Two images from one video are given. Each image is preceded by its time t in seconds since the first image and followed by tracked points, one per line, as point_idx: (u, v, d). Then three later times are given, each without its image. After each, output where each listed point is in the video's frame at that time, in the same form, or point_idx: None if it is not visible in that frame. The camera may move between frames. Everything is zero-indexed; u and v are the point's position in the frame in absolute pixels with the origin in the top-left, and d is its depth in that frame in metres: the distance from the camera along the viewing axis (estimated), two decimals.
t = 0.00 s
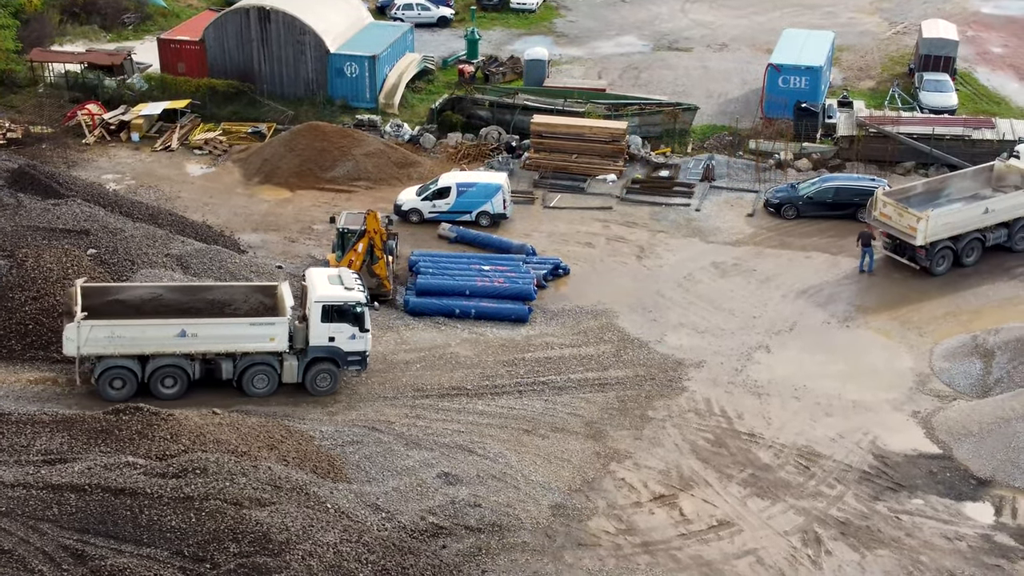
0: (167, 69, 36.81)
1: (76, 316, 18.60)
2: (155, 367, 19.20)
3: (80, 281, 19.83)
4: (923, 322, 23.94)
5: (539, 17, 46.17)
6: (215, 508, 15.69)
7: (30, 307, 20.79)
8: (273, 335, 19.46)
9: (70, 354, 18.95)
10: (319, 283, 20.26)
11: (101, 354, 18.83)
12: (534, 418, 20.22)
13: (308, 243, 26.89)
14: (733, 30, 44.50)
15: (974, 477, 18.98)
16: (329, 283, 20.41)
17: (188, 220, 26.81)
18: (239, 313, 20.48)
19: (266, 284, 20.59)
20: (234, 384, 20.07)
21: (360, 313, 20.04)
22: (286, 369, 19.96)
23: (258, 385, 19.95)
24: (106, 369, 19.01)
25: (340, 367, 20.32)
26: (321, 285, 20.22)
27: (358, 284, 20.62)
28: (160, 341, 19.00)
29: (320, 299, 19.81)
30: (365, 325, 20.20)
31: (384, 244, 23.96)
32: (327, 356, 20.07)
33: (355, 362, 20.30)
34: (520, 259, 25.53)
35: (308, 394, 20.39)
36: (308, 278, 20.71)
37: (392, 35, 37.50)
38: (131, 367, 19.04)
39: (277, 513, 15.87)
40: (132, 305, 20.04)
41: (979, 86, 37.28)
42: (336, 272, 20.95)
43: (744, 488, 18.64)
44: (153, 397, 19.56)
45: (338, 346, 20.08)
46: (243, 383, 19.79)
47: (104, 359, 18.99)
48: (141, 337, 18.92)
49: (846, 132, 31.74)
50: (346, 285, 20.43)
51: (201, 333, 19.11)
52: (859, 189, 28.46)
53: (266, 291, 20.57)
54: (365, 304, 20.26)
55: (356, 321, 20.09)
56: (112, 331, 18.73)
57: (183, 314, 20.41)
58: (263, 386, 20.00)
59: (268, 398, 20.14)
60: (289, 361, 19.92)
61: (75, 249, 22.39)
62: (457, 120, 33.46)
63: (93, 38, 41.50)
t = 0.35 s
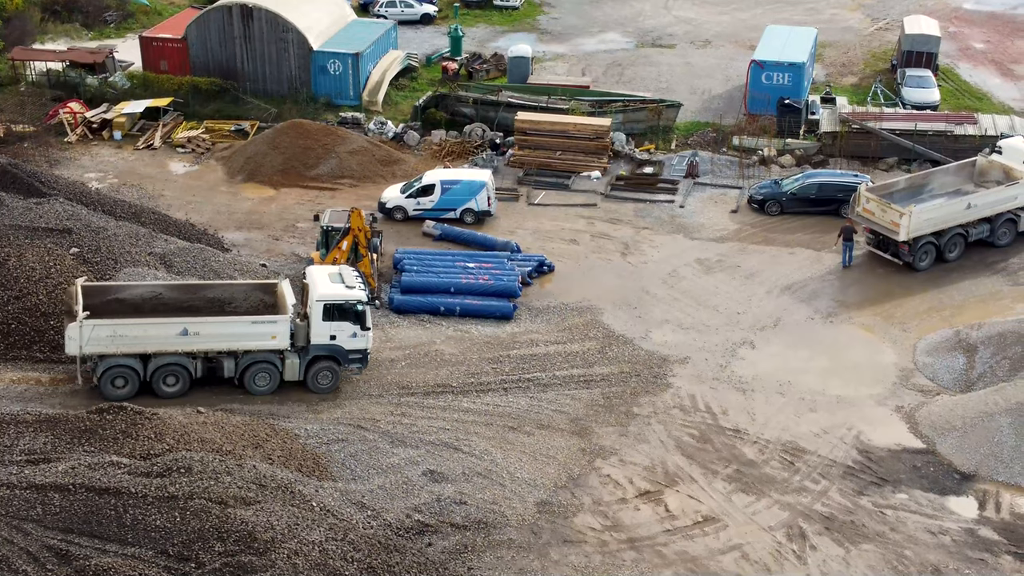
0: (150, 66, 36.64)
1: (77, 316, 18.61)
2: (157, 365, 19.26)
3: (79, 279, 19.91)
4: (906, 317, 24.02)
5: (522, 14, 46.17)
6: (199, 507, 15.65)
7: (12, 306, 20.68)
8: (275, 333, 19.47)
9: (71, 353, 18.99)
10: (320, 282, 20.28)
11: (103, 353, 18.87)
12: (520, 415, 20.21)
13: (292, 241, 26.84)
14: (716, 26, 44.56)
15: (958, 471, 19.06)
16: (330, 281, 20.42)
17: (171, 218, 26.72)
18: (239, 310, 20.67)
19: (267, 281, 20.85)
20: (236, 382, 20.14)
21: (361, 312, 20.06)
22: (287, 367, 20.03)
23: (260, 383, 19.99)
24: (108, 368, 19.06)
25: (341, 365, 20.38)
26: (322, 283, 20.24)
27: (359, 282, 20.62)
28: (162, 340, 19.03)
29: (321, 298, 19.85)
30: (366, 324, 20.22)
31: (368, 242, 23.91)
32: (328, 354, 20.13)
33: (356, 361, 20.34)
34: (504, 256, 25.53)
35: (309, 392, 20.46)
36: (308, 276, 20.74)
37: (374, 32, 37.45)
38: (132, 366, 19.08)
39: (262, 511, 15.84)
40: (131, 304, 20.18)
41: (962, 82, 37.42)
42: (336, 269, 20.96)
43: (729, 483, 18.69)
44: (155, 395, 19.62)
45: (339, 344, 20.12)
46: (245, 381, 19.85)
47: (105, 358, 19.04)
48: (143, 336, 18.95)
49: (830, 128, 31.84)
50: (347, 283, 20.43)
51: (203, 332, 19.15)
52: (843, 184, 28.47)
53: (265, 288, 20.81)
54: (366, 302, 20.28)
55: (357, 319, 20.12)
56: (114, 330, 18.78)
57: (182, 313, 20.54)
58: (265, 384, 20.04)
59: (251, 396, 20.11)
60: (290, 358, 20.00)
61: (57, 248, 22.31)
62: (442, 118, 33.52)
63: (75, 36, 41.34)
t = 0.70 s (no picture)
0: (138, 64, 36.57)
1: (86, 313, 18.72)
2: (165, 362, 19.36)
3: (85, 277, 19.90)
4: (895, 313, 24.08)
5: (512, 11, 46.17)
6: (189, 505, 15.60)
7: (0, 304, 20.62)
8: (282, 329, 19.64)
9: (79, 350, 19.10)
10: (327, 279, 20.34)
11: (112, 350, 18.98)
12: (510, 412, 20.22)
13: (282, 239, 26.81)
14: (706, 24, 44.61)
15: (947, 467, 19.12)
16: (337, 278, 20.51)
17: (161, 216, 26.67)
18: (245, 308, 20.72)
19: (272, 279, 20.90)
20: (244, 379, 20.22)
21: (368, 308, 20.10)
22: (295, 364, 20.07)
23: (268, 379, 20.07)
24: (117, 365, 19.18)
25: (348, 361, 20.42)
26: (329, 280, 20.32)
27: (365, 279, 20.72)
28: (171, 337, 19.14)
29: (328, 294, 19.91)
30: (372, 320, 20.26)
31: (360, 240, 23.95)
32: (335, 351, 20.15)
33: (363, 357, 20.37)
34: (494, 254, 25.52)
35: (316, 388, 20.48)
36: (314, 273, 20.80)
37: (364, 29, 37.41)
38: (141, 363, 19.21)
39: (252, 509, 15.81)
40: (137, 302, 20.27)
41: (950, 78, 37.51)
42: (342, 266, 21.01)
43: (720, 480, 18.72)
44: (164, 392, 19.73)
45: (346, 340, 20.15)
46: (253, 379, 19.94)
47: (114, 355, 19.15)
48: (151, 334, 19.06)
49: (819, 126, 32.14)
50: (353, 280, 20.50)
51: (211, 329, 19.27)
52: (831, 180, 28.61)
53: (271, 285, 20.90)
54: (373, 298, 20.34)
55: (365, 315, 20.15)
56: (122, 328, 18.88)
57: (189, 310, 20.61)
58: (273, 381, 20.12)
59: (241, 394, 20.09)
60: (297, 355, 20.03)
61: (46, 246, 22.28)
62: (431, 115, 33.36)
63: (63, 34, 41.24)
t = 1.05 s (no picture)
0: (133, 63, 36.54)
1: (100, 311, 18.85)
2: (178, 360, 19.49)
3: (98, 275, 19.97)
4: (891, 311, 24.11)
5: (507, 9, 46.17)
6: (185, 503, 15.59)
7: None
8: (295, 326, 19.81)
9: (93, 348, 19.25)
10: (339, 276, 20.45)
11: (126, 348, 19.14)
12: (506, 409, 20.23)
13: (278, 237, 26.81)
14: (701, 21, 44.62)
15: (943, 464, 19.15)
16: (348, 274, 20.62)
17: (156, 214, 26.64)
18: (256, 304, 20.88)
19: (284, 276, 21.01)
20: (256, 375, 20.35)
21: (379, 305, 20.26)
22: (307, 360, 20.21)
23: (280, 376, 20.19)
24: (130, 363, 19.33)
25: (360, 358, 20.57)
26: (341, 277, 20.44)
27: (376, 275, 20.82)
28: (184, 335, 19.30)
29: (340, 291, 20.01)
30: (384, 317, 20.41)
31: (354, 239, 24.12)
32: (347, 347, 20.29)
33: (375, 353, 20.52)
34: (490, 251, 25.52)
35: (327, 384, 20.62)
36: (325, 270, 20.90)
37: (359, 27, 37.38)
38: (154, 360, 19.35)
39: (248, 507, 15.80)
40: (150, 299, 20.39)
41: (945, 76, 37.54)
42: (353, 263, 21.15)
43: (715, 477, 18.73)
44: (177, 390, 19.85)
45: (358, 336, 20.30)
46: (265, 375, 20.06)
47: (128, 353, 19.30)
48: (165, 331, 19.22)
49: (813, 122, 31.89)
50: (365, 276, 20.62)
51: (225, 326, 19.44)
52: (826, 178, 28.64)
53: (283, 282, 21.03)
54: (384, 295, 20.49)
55: (376, 312, 20.30)
56: (136, 326, 19.02)
57: (201, 307, 20.76)
58: (285, 377, 20.23)
59: (236, 392, 20.09)
60: (309, 352, 20.18)
61: (41, 244, 22.32)
62: (427, 113, 33.29)
63: (58, 32, 41.18)
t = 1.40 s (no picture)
0: (132, 61, 36.55)
1: (117, 309, 18.91)
2: (196, 357, 19.53)
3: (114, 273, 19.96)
4: (889, 309, 24.11)
5: (506, 8, 46.15)
6: (184, 502, 15.59)
7: None
8: (311, 323, 19.92)
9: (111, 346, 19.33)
10: (353, 272, 20.51)
11: (144, 346, 19.22)
12: (505, 408, 20.22)
13: (276, 235, 26.82)
14: (700, 20, 44.60)
15: (942, 462, 19.15)
16: (363, 271, 20.66)
17: (155, 213, 26.64)
18: (270, 302, 20.96)
19: (298, 273, 21.03)
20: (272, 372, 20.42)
21: (394, 301, 20.34)
22: (323, 357, 20.30)
23: (296, 372, 20.29)
24: (148, 360, 19.41)
25: (374, 354, 20.66)
26: (355, 273, 20.48)
27: (390, 271, 20.86)
28: (202, 332, 19.35)
29: (355, 288, 20.07)
30: (399, 313, 20.49)
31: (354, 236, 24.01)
32: (363, 343, 20.39)
33: (390, 349, 20.61)
34: (489, 250, 25.52)
35: (343, 380, 20.73)
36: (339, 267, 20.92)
37: (358, 26, 37.35)
38: (172, 358, 19.40)
39: (247, 506, 15.80)
40: (166, 297, 20.50)
41: (945, 74, 37.53)
42: (366, 259, 21.19)
43: (714, 475, 18.73)
44: (195, 387, 19.91)
45: (373, 332, 20.40)
46: (282, 372, 20.15)
47: (146, 350, 19.38)
48: (182, 329, 19.27)
49: (813, 120, 31.90)
50: (379, 273, 20.67)
51: (242, 323, 19.49)
52: (826, 176, 28.62)
53: (296, 280, 21.03)
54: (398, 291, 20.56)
55: (391, 308, 20.38)
56: (154, 323, 19.08)
57: (217, 305, 20.88)
58: (301, 374, 20.33)
59: (236, 390, 20.09)
60: (325, 349, 20.26)
61: (40, 243, 22.32)
62: (426, 111, 33.33)
63: (56, 31, 41.16)
